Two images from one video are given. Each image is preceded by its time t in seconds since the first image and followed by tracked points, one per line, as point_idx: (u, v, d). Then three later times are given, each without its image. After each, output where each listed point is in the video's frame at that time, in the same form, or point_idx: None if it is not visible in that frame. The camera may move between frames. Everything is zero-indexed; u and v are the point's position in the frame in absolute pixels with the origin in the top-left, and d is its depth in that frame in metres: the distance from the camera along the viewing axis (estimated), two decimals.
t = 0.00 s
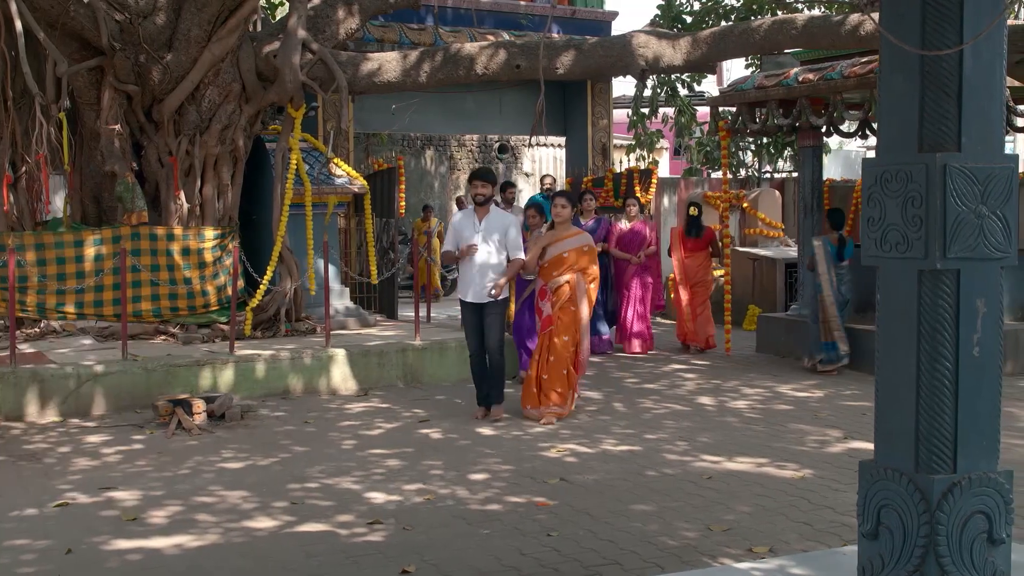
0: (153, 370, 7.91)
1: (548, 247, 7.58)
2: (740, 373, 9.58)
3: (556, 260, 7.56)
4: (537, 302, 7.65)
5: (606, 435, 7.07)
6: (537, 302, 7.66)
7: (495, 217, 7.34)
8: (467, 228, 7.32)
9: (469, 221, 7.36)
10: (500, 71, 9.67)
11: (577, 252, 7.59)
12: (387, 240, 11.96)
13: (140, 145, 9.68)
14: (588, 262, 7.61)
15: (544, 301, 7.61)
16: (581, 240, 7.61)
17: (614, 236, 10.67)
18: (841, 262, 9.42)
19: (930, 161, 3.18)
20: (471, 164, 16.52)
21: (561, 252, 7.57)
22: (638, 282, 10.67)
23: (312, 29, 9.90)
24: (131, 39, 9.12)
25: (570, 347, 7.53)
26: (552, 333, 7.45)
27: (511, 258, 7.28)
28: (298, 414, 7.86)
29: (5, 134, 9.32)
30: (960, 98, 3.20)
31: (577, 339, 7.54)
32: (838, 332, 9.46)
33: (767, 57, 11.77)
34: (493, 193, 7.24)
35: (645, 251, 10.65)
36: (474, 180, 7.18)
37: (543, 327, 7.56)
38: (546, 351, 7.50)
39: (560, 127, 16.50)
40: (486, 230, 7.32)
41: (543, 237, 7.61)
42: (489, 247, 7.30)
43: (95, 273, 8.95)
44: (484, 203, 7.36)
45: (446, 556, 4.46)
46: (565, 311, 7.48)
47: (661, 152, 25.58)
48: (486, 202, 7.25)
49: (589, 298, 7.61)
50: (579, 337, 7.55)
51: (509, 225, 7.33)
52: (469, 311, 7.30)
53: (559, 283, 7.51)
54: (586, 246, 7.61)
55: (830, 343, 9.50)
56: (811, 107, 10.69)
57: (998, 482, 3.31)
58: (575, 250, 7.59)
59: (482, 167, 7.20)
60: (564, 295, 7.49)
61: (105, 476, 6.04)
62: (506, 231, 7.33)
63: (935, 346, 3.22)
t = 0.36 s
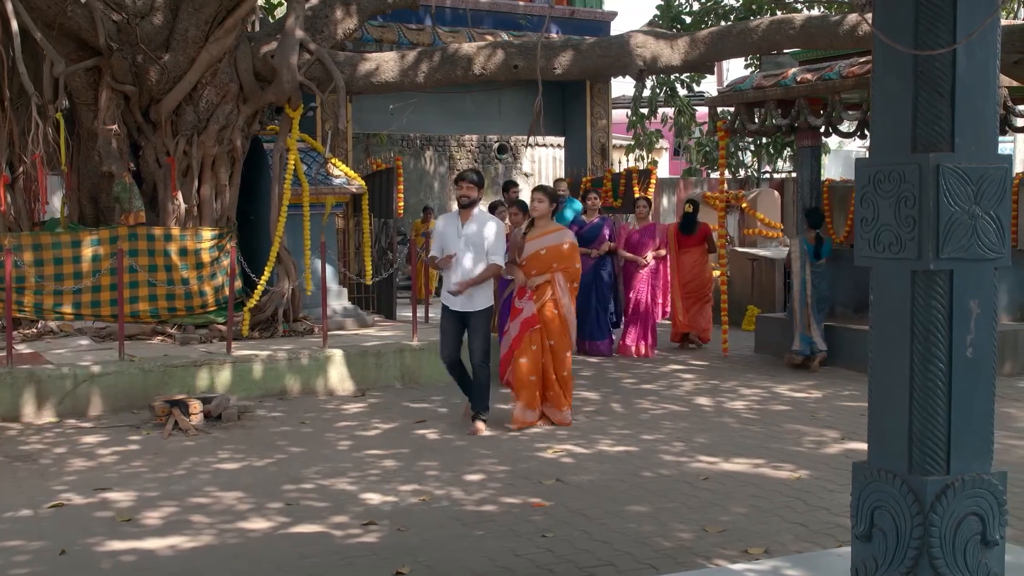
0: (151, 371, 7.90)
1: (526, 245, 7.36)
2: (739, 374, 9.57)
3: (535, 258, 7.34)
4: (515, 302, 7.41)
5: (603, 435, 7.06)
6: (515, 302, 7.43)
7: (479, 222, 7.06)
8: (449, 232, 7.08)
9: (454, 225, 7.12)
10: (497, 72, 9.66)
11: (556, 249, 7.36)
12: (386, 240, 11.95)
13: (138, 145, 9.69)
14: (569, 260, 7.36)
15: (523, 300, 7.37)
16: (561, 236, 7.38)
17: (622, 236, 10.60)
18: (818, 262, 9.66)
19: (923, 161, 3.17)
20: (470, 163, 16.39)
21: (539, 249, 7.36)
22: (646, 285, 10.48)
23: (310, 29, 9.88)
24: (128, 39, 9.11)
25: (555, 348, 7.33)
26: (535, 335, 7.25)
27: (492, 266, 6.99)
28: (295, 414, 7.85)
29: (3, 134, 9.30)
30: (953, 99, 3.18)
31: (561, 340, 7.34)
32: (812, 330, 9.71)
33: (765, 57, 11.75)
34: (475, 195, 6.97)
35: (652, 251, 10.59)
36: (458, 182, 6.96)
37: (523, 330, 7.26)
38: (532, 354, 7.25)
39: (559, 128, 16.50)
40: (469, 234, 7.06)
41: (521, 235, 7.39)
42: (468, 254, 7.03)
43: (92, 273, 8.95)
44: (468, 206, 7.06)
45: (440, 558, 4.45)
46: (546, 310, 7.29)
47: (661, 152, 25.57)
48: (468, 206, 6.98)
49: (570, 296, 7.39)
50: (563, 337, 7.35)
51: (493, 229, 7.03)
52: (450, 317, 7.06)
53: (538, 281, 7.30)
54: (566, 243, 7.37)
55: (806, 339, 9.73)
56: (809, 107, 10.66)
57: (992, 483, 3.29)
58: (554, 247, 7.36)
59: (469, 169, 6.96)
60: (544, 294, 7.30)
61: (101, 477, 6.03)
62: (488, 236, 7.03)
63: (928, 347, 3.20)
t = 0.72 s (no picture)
0: (150, 371, 7.89)
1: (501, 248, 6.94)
2: (739, 374, 9.56)
3: (511, 262, 6.92)
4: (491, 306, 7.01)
5: (601, 436, 7.04)
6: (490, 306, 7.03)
7: (446, 223, 6.69)
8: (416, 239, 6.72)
9: (421, 229, 6.73)
10: (497, 71, 9.65)
11: (534, 252, 6.95)
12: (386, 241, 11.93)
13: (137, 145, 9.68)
14: (548, 262, 6.98)
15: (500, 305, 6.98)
16: (539, 238, 6.97)
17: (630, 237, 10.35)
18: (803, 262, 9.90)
19: (918, 161, 3.16)
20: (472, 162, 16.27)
21: (516, 252, 6.94)
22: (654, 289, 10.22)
23: (310, 29, 9.87)
24: (127, 39, 9.11)
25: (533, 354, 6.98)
26: (513, 343, 6.87)
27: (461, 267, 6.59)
28: (294, 415, 7.84)
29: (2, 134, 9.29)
30: (948, 98, 3.17)
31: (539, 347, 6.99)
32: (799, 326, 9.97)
33: (766, 57, 11.73)
34: (442, 195, 6.64)
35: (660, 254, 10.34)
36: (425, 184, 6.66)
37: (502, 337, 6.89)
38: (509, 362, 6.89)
39: (560, 128, 16.48)
40: (436, 237, 6.67)
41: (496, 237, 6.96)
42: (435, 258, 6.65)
43: (91, 273, 8.93)
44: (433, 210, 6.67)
45: (437, 558, 4.44)
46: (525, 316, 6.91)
47: (662, 152, 25.54)
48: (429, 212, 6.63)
49: (548, 300, 7.02)
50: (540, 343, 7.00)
51: (461, 230, 6.66)
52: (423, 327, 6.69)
53: (517, 285, 6.90)
54: (544, 245, 6.98)
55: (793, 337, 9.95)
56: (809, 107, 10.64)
57: (987, 484, 3.28)
58: (532, 249, 6.96)
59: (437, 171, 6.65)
60: (522, 299, 6.91)
61: (99, 477, 6.02)
62: (457, 237, 6.65)
63: (923, 348, 3.19)
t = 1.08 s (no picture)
0: (150, 371, 7.89)
1: (483, 256, 6.52)
2: (740, 374, 9.54)
3: (494, 270, 6.50)
4: (474, 317, 6.59)
5: (601, 436, 7.03)
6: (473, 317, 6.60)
7: (411, 222, 6.48)
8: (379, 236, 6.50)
9: (383, 227, 6.51)
10: (497, 71, 9.64)
11: (518, 260, 6.53)
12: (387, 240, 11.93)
13: (138, 144, 9.67)
14: (533, 272, 6.54)
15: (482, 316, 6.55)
16: (524, 246, 6.54)
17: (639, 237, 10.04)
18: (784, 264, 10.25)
19: (913, 161, 3.14)
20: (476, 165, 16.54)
21: (500, 260, 6.51)
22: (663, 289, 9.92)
23: (311, 29, 9.86)
24: (128, 39, 9.11)
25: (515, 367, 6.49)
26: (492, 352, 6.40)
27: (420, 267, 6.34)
28: (294, 415, 7.83)
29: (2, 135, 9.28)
30: (944, 98, 3.16)
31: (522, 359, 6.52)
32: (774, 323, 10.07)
33: (768, 57, 11.71)
34: (408, 193, 6.44)
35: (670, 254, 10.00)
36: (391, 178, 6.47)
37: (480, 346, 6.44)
38: (487, 374, 6.41)
39: (561, 128, 16.48)
40: (400, 235, 6.46)
41: (478, 245, 6.55)
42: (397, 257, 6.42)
43: (91, 273, 8.92)
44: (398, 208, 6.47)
45: (434, 559, 4.43)
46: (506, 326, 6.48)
47: (664, 152, 25.54)
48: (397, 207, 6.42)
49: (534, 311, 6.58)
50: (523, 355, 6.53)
51: (426, 229, 6.44)
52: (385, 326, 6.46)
53: (500, 294, 6.47)
54: (530, 254, 6.55)
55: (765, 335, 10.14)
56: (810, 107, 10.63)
57: (984, 485, 3.27)
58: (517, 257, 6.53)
59: (404, 166, 6.45)
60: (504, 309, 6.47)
61: (97, 478, 6.01)
62: (422, 235, 6.44)
63: (919, 349, 3.18)
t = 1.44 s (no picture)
0: (149, 371, 7.88)
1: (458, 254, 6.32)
2: (741, 374, 9.53)
3: (468, 269, 6.30)
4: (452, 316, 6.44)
5: (600, 436, 7.02)
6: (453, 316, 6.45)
7: (372, 224, 6.16)
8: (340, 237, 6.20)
9: (346, 229, 6.21)
10: (497, 71, 9.63)
11: (493, 257, 6.28)
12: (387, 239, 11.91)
13: (137, 144, 9.66)
14: (508, 268, 6.28)
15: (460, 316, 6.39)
16: (499, 242, 6.27)
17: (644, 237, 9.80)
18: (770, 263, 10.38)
19: (909, 160, 3.13)
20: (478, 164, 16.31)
21: (475, 257, 6.30)
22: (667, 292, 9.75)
23: (310, 28, 9.85)
24: (127, 39, 9.10)
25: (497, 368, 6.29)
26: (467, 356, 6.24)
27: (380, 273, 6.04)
28: (293, 414, 7.82)
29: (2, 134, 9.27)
30: (939, 97, 3.15)
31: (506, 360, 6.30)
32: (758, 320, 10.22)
33: (768, 57, 11.71)
34: (371, 193, 6.12)
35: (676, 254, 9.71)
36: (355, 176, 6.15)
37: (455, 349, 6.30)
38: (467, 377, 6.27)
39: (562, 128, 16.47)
40: (360, 238, 6.14)
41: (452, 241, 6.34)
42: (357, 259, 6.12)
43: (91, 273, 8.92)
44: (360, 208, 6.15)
45: (430, 559, 4.42)
46: (481, 327, 6.29)
47: (665, 152, 25.51)
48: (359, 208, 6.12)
49: (514, 308, 6.31)
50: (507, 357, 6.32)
51: (388, 232, 6.13)
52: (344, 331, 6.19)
53: (473, 293, 6.28)
54: (505, 249, 6.28)
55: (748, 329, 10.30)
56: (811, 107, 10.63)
57: (980, 486, 3.25)
58: (492, 254, 6.28)
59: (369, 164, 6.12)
60: (478, 310, 6.28)
61: (95, 478, 6.01)
62: (384, 239, 6.13)
63: (914, 349, 3.17)
